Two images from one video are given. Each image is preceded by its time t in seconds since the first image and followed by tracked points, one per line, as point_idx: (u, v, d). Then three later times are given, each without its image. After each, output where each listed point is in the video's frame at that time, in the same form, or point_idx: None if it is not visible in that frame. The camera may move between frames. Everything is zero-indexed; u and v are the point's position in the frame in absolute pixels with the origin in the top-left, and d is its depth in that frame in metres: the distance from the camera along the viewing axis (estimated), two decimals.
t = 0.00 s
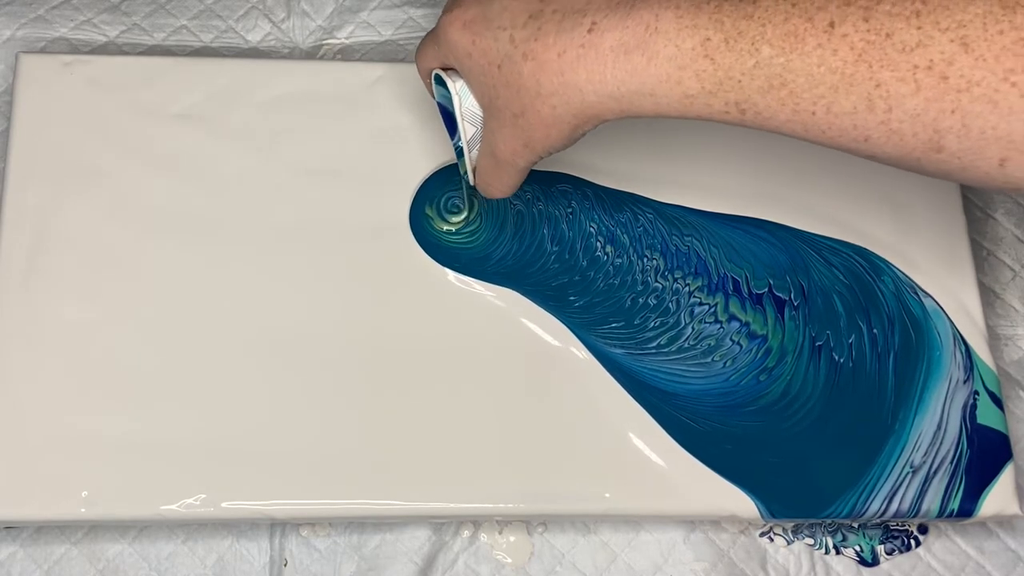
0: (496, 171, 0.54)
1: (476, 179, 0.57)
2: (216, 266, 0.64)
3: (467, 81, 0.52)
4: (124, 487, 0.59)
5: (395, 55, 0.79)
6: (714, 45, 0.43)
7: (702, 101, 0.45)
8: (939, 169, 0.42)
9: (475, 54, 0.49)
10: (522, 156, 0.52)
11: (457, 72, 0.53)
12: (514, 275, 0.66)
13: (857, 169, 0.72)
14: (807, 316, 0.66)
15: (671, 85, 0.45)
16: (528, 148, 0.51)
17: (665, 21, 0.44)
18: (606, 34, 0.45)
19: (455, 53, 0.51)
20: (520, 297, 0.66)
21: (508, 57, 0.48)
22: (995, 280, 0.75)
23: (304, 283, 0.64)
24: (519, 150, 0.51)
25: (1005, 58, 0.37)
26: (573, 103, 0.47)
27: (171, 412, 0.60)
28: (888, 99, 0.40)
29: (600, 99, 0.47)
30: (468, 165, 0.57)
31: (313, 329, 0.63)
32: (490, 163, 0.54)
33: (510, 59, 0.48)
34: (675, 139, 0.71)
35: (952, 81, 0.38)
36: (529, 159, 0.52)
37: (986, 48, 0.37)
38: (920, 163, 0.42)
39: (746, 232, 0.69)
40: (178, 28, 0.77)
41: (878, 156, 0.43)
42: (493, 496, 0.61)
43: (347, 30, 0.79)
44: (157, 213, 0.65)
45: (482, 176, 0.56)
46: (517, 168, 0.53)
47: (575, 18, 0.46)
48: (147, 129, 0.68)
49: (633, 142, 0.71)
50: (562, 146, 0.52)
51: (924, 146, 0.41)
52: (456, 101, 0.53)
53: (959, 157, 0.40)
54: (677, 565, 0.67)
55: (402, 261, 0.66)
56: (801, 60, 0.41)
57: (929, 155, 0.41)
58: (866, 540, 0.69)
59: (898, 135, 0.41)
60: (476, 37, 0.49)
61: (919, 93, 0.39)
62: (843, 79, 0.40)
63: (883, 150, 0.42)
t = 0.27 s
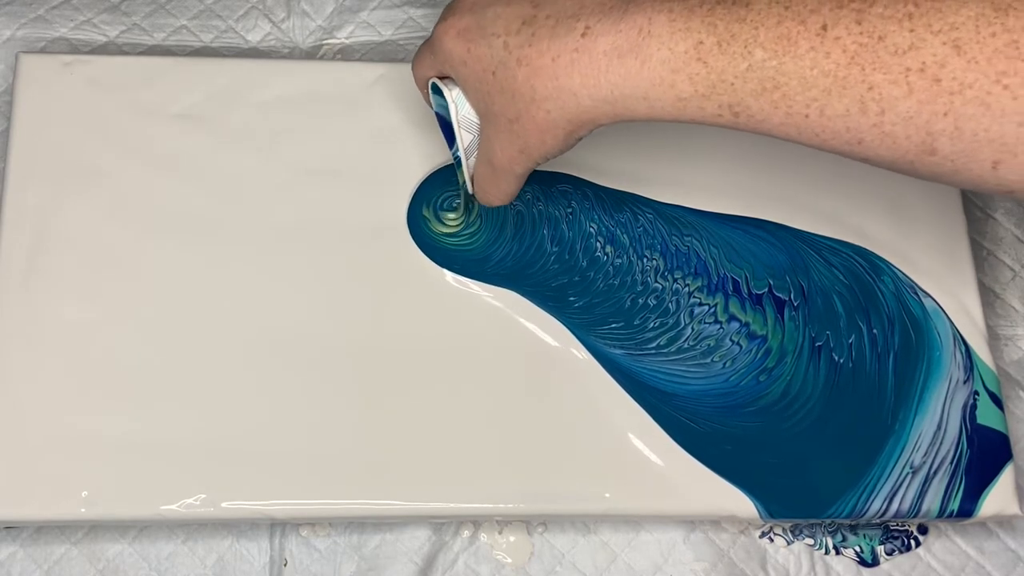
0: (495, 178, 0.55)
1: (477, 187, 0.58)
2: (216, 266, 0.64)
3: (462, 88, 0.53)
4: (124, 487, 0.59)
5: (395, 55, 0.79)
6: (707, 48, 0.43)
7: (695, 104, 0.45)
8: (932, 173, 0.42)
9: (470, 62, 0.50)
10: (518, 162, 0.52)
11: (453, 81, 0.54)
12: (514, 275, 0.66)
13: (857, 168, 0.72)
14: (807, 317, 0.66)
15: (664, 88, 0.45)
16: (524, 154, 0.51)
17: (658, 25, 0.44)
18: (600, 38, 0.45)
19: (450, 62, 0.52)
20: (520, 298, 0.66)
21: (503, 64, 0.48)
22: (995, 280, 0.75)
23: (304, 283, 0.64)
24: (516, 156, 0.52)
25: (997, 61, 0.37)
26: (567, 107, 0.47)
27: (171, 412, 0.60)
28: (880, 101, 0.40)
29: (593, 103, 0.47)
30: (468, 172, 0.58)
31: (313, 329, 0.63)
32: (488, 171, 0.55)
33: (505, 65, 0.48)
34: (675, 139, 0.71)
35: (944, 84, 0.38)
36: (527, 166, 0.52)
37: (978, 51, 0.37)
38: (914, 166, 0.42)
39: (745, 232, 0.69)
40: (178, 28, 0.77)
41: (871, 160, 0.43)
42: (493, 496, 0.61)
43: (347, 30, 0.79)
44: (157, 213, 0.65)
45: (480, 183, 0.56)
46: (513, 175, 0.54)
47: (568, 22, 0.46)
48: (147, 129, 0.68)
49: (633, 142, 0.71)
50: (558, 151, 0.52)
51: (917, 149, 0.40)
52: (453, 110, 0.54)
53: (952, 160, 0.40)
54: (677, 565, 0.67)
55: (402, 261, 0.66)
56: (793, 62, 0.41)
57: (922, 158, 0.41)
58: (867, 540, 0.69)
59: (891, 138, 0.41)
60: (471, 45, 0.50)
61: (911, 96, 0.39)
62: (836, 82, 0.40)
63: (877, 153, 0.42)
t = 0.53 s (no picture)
0: (487, 176, 0.55)
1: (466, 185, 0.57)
2: (216, 265, 0.64)
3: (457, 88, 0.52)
4: (124, 487, 0.59)
5: (395, 55, 0.79)
6: (703, 48, 0.43)
7: (692, 104, 0.45)
8: (929, 172, 0.42)
9: (465, 61, 0.50)
10: (512, 161, 0.52)
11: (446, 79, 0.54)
12: (514, 276, 0.66)
13: (857, 168, 0.72)
14: (807, 317, 0.66)
15: (660, 88, 0.45)
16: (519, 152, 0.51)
17: (655, 23, 0.44)
18: (597, 38, 0.45)
19: (444, 59, 0.51)
20: (520, 299, 0.66)
21: (498, 63, 0.48)
22: (995, 280, 0.75)
23: (304, 283, 0.64)
24: (511, 155, 0.52)
25: (993, 60, 0.37)
26: (564, 107, 0.47)
27: (171, 412, 0.60)
28: (876, 101, 0.40)
29: (591, 102, 0.47)
30: (459, 171, 0.57)
31: (314, 329, 0.63)
32: (481, 169, 0.55)
33: (501, 63, 0.48)
34: (674, 139, 0.71)
35: (940, 83, 0.38)
36: (520, 165, 0.53)
37: (974, 51, 0.37)
38: (910, 165, 0.42)
39: (745, 232, 0.69)
40: (178, 28, 0.77)
41: (867, 159, 0.43)
42: (493, 496, 0.61)
43: (347, 30, 0.79)
44: (157, 213, 0.65)
45: (470, 182, 0.56)
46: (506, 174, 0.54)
47: (565, 22, 0.46)
48: (148, 129, 0.68)
49: (633, 142, 0.71)
50: (554, 149, 0.52)
51: (913, 148, 0.40)
52: (445, 109, 0.53)
53: (948, 159, 0.40)
54: (677, 565, 0.67)
55: (402, 261, 0.66)
56: (790, 62, 0.41)
57: (918, 157, 0.41)
58: (867, 541, 0.69)
59: (886, 137, 0.41)
60: (466, 43, 0.49)
61: (907, 95, 0.39)
62: (831, 82, 0.40)
63: (873, 152, 0.42)
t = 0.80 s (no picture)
0: (484, 165, 0.55)
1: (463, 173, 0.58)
2: (216, 265, 0.64)
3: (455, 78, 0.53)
4: (125, 487, 0.59)
5: (395, 55, 0.79)
6: (698, 44, 0.43)
7: (687, 100, 0.45)
8: (923, 167, 0.41)
9: (464, 52, 0.50)
10: (510, 151, 0.52)
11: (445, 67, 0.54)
12: (514, 277, 0.66)
13: (858, 168, 0.72)
14: (807, 317, 0.66)
15: (657, 84, 0.45)
16: (516, 143, 0.51)
17: (651, 20, 0.44)
18: (594, 34, 0.45)
19: (443, 48, 0.51)
20: (520, 299, 0.66)
21: (497, 55, 0.48)
22: (995, 280, 0.75)
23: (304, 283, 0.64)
24: (508, 146, 0.52)
25: (986, 57, 0.36)
26: (561, 102, 0.48)
27: (171, 412, 0.60)
28: (869, 97, 0.39)
29: (589, 98, 0.47)
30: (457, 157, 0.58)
31: (313, 329, 0.63)
32: (478, 158, 0.55)
33: (500, 57, 0.48)
34: (674, 139, 0.71)
35: (933, 80, 0.38)
36: (518, 155, 0.53)
37: (967, 47, 0.37)
38: (905, 161, 0.41)
39: (746, 232, 0.69)
40: (178, 28, 0.77)
41: (862, 154, 0.43)
42: (493, 496, 0.61)
43: (347, 30, 0.79)
44: (157, 213, 0.65)
45: (467, 171, 0.57)
46: (503, 163, 0.54)
47: (563, 17, 0.46)
48: (148, 129, 0.68)
49: (633, 141, 0.71)
50: (551, 141, 0.52)
51: (907, 144, 0.40)
52: (444, 96, 0.54)
53: (942, 156, 0.40)
54: (677, 565, 0.67)
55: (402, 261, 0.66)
56: (784, 59, 0.41)
57: (913, 153, 0.41)
58: (867, 541, 0.69)
59: (880, 134, 0.40)
60: (465, 34, 0.49)
61: (900, 92, 0.38)
62: (826, 78, 0.40)
63: (867, 148, 0.41)
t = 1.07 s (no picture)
0: (493, 158, 0.55)
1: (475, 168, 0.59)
2: (216, 265, 0.64)
3: (461, 73, 0.53)
4: (125, 487, 0.59)
5: (395, 55, 0.79)
6: (697, 33, 0.43)
7: (687, 89, 0.45)
8: (924, 158, 0.42)
9: (466, 45, 0.50)
10: (515, 144, 0.52)
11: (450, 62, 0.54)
12: (514, 277, 0.66)
13: (857, 169, 0.72)
14: (807, 317, 0.66)
15: (656, 74, 0.45)
16: (520, 136, 0.51)
17: (650, 9, 0.44)
18: (593, 23, 0.45)
19: (448, 44, 0.52)
20: (520, 301, 0.66)
21: (498, 47, 0.48)
22: (995, 280, 0.75)
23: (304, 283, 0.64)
24: (514, 138, 0.52)
25: (986, 47, 0.37)
26: (560, 93, 0.47)
27: (171, 412, 0.60)
28: (869, 87, 0.39)
29: (588, 87, 0.47)
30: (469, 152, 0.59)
31: (313, 329, 0.63)
32: (487, 152, 0.55)
33: (500, 48, 0.48)
34: (674, 139, 0.71)
35: (933, 70, 0.38)
36: (524, 147, 0.53)
37: (967, 37, 0.37)
38: (905, 151, 0.41)
39: (745, 232, 0.69)
40: (178, 28, 0.77)
41: (862, 144, 0.42)
42: (493, 496, 0.61)
43: (347, 30, 0.79)
44: (157, 213, 0.65)
45: (479, 164, 0.57)
46: (510, 156, 0.54)
47: (562, 7, 0.46)
48: (148, 129, 0.68)
49: (632, 142, 0.71)
50: (556, 133, 0.52)
51: (907, 134, 0.40)
52: (451, 92, 0.55)
53: (942, 146, 0.40)
54: (677, 565, 0.67)
55: (402, 262, 0.66)
56: (783, 48, 0.41)
57: (913, 143, 0.41)
58: (867, 542, 0.69)
59: (880, 123, 0.40)
60: (467, 28, 0.50)
61: (900, 82, 0.39)
62: (825, 67, 0.40)
63: (867, 138, 0.41)
